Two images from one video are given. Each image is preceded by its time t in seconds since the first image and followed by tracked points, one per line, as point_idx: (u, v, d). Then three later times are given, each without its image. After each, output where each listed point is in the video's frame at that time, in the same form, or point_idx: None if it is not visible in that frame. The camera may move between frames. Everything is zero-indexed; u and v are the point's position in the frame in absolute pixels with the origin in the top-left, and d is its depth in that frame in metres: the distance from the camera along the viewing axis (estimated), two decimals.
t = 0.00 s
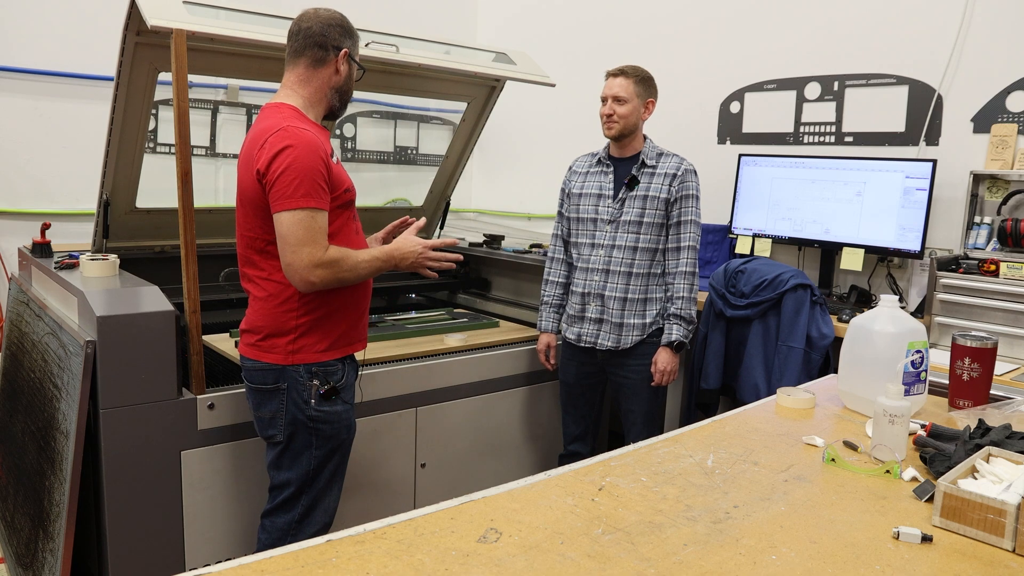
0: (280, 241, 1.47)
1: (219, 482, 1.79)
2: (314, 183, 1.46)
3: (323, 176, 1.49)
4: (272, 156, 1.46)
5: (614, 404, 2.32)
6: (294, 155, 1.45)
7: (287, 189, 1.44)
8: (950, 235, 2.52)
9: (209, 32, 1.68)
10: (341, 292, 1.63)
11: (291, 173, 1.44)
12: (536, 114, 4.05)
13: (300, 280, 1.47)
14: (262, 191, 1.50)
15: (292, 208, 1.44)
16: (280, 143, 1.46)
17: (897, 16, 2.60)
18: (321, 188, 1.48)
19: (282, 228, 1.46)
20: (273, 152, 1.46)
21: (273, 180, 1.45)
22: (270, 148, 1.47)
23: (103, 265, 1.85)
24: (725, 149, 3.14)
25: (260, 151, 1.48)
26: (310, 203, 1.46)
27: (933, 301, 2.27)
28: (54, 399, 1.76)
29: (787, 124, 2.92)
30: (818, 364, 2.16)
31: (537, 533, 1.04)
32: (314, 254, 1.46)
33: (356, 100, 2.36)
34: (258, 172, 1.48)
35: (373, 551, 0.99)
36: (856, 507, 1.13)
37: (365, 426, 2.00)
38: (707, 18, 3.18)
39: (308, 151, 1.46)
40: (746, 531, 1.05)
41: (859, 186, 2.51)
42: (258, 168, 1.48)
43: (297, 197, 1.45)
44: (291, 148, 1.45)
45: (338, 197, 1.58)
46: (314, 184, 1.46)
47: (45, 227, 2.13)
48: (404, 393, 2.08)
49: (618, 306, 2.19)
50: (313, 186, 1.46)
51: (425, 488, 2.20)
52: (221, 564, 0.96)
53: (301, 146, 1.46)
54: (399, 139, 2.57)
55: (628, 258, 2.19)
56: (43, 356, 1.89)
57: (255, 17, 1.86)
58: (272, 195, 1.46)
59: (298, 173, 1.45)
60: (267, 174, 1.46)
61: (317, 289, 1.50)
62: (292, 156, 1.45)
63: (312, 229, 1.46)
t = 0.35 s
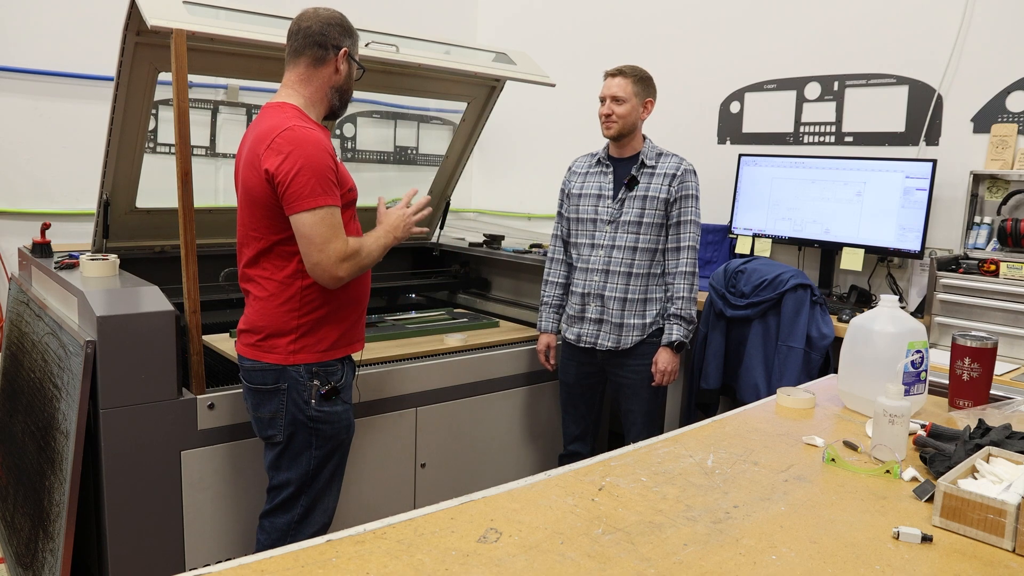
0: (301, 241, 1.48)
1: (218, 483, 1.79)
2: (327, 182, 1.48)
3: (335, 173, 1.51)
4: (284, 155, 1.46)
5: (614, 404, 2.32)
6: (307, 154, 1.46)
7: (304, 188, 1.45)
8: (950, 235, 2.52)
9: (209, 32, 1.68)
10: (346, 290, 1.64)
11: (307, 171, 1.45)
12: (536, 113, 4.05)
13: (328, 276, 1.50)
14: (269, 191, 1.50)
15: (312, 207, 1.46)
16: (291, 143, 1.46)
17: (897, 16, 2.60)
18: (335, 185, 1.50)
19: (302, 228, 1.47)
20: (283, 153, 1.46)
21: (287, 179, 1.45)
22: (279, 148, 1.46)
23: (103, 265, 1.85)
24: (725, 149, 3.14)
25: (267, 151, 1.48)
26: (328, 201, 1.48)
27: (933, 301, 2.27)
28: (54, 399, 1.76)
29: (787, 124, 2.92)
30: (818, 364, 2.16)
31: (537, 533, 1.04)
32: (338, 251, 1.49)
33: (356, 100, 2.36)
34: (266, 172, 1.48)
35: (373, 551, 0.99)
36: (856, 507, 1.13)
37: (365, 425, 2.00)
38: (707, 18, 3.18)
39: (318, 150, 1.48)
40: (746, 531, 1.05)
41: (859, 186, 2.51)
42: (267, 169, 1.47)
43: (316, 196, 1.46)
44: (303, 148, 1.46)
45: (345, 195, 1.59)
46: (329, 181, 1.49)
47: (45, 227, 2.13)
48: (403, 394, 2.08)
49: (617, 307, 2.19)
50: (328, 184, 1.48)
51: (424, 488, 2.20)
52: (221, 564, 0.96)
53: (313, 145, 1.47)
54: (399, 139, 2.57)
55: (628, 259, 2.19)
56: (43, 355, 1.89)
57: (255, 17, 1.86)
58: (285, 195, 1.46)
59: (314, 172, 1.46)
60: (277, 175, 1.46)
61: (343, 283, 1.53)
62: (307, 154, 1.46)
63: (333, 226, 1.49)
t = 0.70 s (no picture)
0: (310, 239, 1.48)
1: (219, 483, 1.79)
2: (335, 180, 1.49)
3: (341, 172, 1.52)
4: (292, 154, 1.46)
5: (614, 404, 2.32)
6: (315, 153, 1.47)
7: (312, 187, 1.46)
8: (950, 235, 2.52)
9: (209, 32, 1.68)
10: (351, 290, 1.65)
11: (316, 169, 1.46)
12: (536, 113, 4.05)
13: (339, 274, 1.51)
14: (274, 190, 1.50)
15: (322, 205, 1.47)
16: (298, 142, 1.46)
17: (897, 16, 2.60)
18: (341, 183, 1.51)
19: (312, 227, 1.47)
20: (290, 151, 1.46)
21: (295, 178, 1.45)
22: (286, 147, 1.46)
23: (103, 265, 1.85)
24: (725, 149, 3.14)
25: (273, 150, 1.47)
26: (337, 199, 1.49)
27: (933, 301, 2.27)
28: (54, 399, 1.76)
29: (787, 124, 2.92)
30: (818, 364, 2.16)
31: (537, 533, 1.04)
32: (348, 248, 1.50)
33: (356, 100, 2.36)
34: (273, 171, 1.47)
35: (373, 551, 0.99)
36: (856, 507, 1.13)
37: (365, 425, 2.00)
38: (707, 18, 3.18)
39: (325, 149, 1.48)
40: (746, 531, 1.05)
41: (859, 186, 2.51)
42: (274, 168, 1.47)
43: (325, 194, 1.47)
44: (310, 146, 1.46)
45: (350, 193, 1.59)
46: (337, 180, 1.49)
47: (45, 227, 2.13)
48: (404, 394, 2.08)
49: (617, 307, 2.19)
50: (336, 182, 1.49)
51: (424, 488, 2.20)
52: (221, 564, 0.96)
53: (321, 144, 1.48)
54: (399, 139, 2.57)
55: (627, 259, 2.19)
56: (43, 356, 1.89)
57: (255, 17, 1.86)
58: (294, 194, 1.46)
59: (322, 171, 1.47)
60: (285, 173, 1.46)
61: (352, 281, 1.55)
62: (315, 153, 1.46)
63: (342, 225, 1.49)
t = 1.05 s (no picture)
0: (313, 239, 1.48)
1: (219, 483, 1.79)
2: (338, 181, 1.49)
3: (343, 173, 1.52)
4: (295, 154, 1.46)
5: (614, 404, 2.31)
6: (318, 153, 1.47)
7: (315, 188, 1.46)
8: (950, 235, 2.52)
9: (209, 32, 1.68)
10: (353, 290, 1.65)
11: (319, 170, 1.46)
12: (536, 114, 4.05)
13: (341, 274, 1.51)
14: (277, 190, 1.50)
15: (325, 206, 1.47)
16: (301, 143, 1.46)
17: (897, 16, 2.60)
18: (344, 184, 1.51)
19: (314, 227, 1.47)
20: (293, 152, 1.46)
21: (298, 178, 1.45)
22: (288, 148, 1.46)
23: (103, 265, 1.85)
24: (725, 149, 3.14)
25: (276, 151, 1.47)
26: (340, 200, 1.49)
27: (933, 301, 2.27)
28: (54, 399, 1.76)
29: (787, 124, 2.92)
30: (818, 364, 2.16)
31: (537, 533, 1.04)
32: (351, 248, 1.50)
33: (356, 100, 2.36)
34: (276, 171, 1.47)
35: (373, 551, 0.99)
36: (857, 507, 1.13)
37: (365, 425, 2.00)
38: (707, 18, 3.18)
39: (327, 149, 1.48)
40: (746, 531, 1.05)
41: (859, 186, 2.51)
42: (276, 169, 1.47)
43: (328, 195, 1.47)
44: (313, 147, 1.46)
45: (352, 194, 1.59)
46: (339, 181, 1.49)
47: (45, 227, 2.13)
48: (404, 394, 2.08)
49: (616, 307, 2.19)
50: (338, 183, 1.49)
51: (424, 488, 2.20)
52: (221, 564, 0.96)
53: (324, 144, 1.48)
54: (399, 139, 2.57)
55: (626, 259, 2.19)
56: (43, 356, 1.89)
57: (255, 17, 1.86)
58: (297, 194, 1.46)
59: (325, 171, 1.47)
60: (287, 174, 1.46)
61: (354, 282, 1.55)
62: (317, 154, 1.46)
63: (345, 226, 1.49)
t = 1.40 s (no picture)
0: (312, 240, 1.48)
1: (219, 483, 1.78)
2: (337, 181, 1.49)
3: (342, 173, 1.52)
4: (293, 155, 1.46)
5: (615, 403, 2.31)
6: (316, 154, 1.46)
7: (314, 188, 1.46)
8: (950, 235, 2.52)
9: (209, 32, 1.68)
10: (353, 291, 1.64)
11: (317, 171, 1.46)
12: (536, 114, 4.05)
13: (341, 275, 1.51)
14: (277, 191, 1.50)
15: (324, 206, 1.46)
16: (300, 143, 1.46)
17: (898, 15, 2.60)
18: (342, 184, 1.51)
19: (314, 228, 1.47)
20: (292, 152, 1.46)
21: (297, 179, 1.45)
22: (288, 148, 1.46)
23: (103, 265, 1.85)
24: (725, 149, 3.14)
25: (276, 151, 1.47)
26: (339, 200, 1.49)
27: (933, 301, 2.27)
28: (54, 400, 1.76)
29: (787, 124, 2.92)
30: (818, 364, 2.16)
31: (537, 533, 1.04)
32: (350, 249, 1.50)
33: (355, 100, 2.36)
34: (274, 172, 1.47)
35: (373, 551, 0.99)
36: (856, 507, 1.13)
37: (365, 425, 2.00)
38: (707, 18, 3.18)
39: (327, 150, 1.48)
40: (746, 531, 1.05)
41: (859, 186, 2.51)
42: (276, 170, 1.47)
43: (328, 195, 1.47)
44: (312, 147, 1.46)
45: (352, 194, 1.59)
46: (338, 181, 1.49)
47: (46, 227, 2.12)
48: (404, 393, 2.08)
49: (616, 307, 2.19)
50: (337, 183, 1.49)
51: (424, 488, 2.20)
52: (221, 564, 0.96)
53: (322, 144, 1.48)
54: (399, 139, 2.57)
55: (626, 259, 2.19)
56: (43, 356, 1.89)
57: (255, 17, 1.86)
58: (296, 195, 1.46)
59: (324, 171, 1.47)
60: (287, 174, 1.46)
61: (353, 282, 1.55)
62: (316, 154, 1.46)
63: (343, 226, 1.49)
